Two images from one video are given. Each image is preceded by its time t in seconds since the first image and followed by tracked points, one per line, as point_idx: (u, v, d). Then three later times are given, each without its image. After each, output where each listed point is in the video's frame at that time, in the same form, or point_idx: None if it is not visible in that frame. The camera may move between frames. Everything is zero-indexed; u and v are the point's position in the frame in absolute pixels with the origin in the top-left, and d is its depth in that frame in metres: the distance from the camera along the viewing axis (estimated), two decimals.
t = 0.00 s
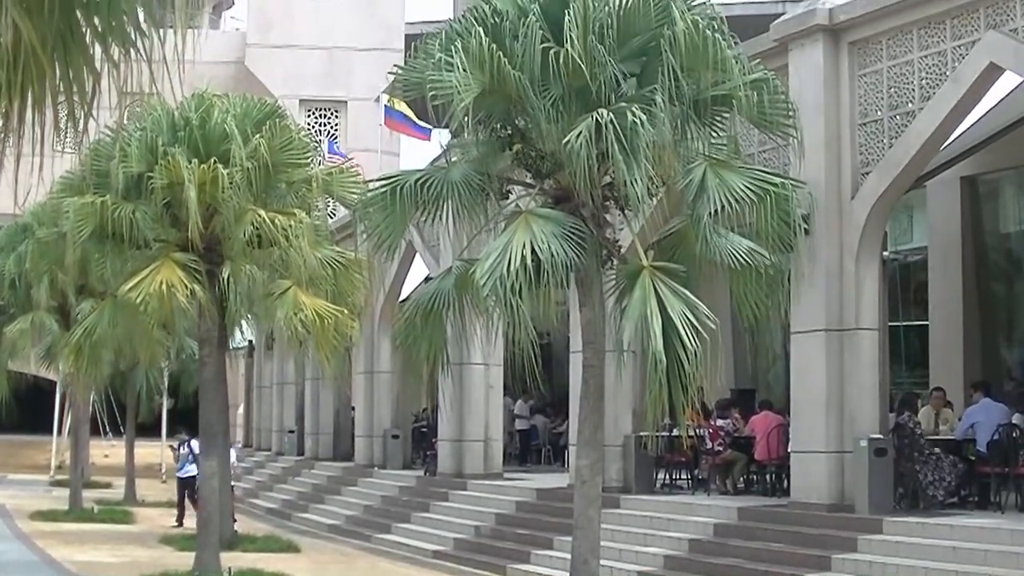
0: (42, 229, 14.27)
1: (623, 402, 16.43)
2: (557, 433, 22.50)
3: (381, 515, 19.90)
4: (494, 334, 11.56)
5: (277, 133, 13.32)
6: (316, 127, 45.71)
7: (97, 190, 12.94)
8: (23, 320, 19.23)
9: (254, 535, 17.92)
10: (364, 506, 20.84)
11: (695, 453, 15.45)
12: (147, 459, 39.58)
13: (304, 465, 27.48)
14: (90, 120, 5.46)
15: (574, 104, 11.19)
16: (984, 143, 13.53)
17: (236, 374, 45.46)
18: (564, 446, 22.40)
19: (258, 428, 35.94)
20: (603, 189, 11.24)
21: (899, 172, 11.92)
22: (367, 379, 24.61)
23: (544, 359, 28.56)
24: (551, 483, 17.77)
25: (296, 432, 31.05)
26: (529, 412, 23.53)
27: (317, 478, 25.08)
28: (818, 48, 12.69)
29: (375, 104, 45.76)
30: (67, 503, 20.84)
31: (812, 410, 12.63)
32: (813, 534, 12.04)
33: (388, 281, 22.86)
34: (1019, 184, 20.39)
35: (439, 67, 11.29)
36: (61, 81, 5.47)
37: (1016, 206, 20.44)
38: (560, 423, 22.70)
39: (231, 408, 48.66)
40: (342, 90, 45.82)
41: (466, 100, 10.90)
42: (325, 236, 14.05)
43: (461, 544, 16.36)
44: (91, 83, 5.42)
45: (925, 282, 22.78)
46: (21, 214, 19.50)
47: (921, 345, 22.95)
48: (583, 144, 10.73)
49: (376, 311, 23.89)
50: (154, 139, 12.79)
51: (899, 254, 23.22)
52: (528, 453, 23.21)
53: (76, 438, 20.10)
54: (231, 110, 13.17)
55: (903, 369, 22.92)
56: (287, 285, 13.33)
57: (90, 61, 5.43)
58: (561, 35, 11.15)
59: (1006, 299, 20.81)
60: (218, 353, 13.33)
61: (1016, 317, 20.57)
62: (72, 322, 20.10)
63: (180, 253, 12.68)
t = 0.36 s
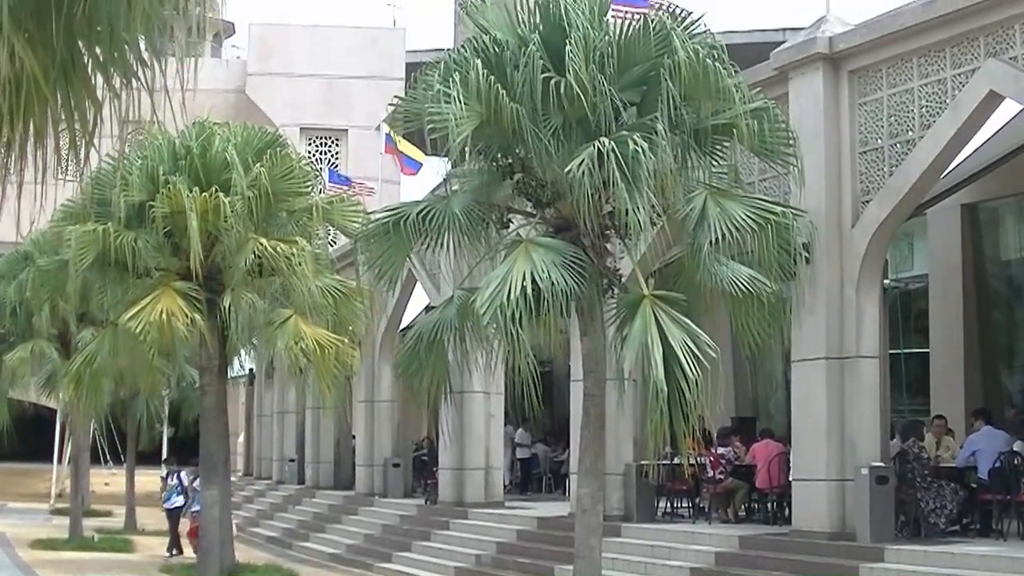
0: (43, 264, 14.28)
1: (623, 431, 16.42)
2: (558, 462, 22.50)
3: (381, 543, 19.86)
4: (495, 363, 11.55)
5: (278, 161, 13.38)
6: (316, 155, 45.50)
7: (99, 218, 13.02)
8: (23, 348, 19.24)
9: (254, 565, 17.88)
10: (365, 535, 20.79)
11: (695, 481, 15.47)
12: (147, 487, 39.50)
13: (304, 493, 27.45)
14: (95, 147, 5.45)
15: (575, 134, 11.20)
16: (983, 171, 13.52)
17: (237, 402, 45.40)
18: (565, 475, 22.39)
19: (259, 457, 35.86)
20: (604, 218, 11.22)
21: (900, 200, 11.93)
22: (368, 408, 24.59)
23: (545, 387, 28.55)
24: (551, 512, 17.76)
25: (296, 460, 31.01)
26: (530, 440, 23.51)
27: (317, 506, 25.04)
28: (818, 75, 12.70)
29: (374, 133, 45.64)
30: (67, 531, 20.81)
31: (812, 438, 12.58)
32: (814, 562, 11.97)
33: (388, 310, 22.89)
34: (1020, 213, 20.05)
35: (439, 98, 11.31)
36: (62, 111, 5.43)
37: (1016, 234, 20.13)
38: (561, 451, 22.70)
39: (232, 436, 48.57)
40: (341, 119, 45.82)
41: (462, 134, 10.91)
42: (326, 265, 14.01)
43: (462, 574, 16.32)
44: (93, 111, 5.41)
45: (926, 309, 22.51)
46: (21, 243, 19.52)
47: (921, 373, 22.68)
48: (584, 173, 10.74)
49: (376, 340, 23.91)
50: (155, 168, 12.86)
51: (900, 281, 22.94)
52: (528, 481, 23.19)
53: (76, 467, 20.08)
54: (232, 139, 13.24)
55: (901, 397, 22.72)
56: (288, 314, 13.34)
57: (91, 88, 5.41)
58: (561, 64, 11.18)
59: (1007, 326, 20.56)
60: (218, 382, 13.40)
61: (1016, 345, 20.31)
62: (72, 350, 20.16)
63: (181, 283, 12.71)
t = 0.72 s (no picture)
0: (45, 302, 14.29)
1: (625, 465, 16.38)
2: (559, 495, 22.49)
3: None
4: (497, 397, 11.55)
5: (279, 195, 13.41)
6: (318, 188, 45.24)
7: (100, 252, 13.06)
8: (23, 381, 19.25)
9: None
10: (365, 569, 20.71)
11: (697, 514, 15.57)
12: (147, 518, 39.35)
13: (304, 526, 27.35)
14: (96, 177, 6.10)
15: (576, 167, 11.19)
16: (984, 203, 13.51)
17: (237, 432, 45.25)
18: (566, 507, 22.35)
19: (259, 489, 35.71)
20: (603, 252, 11.18)
21: (900, 233, 11.91)
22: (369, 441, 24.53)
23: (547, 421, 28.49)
24: (552, 545, 17.71)
25: (296, 493, 30.90)
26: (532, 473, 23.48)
27: (318, 539, 24.95)
28: (819, 108, 12.71)
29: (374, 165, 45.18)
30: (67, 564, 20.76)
31: (813, 470, 12.42)
32: None
33: (388, 343, 22.87)
34: (1022, 245, 18.02)
35: (439, 130, 11.31)
36: (62, 144, 6.09)
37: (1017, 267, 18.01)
38: (562, 484, 22.66)
39: (232, 466, 48.44)
40: (342, 151, 45.55)
41: (461, 164, 10.97)
42: (326, 297, 13.99)
43: None
44: (94, 145, 6.06)
45: (925, 341, 20.87)
46: (22, 275, 19.56)
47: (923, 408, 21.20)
48: (586, 207, 10.72)
49: (377, 373, 23.90)
50: (156, 202, 12.94)
51: (901, 313, 21.11)
52: (530, 514, 23.14)
53: (76, 500, 20.05)
54: (233, 172, 13.30)
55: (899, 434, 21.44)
56: (289, 347, 13.36)
57: (91, 121, 6.05)
58: (562, 97, 11.20)
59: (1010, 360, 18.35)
60: (218, 415, 13.40)
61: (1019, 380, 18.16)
62: (72, 383, 20.16)
63: (182, 315, 12.75)
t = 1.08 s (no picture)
0: (46, 341, 14.33)
1: (625, 503, 16.37)
2: (559, 531, 22.44)
3: None
4: (498, 433, 11.53)
5: (281, 231, 13.48)
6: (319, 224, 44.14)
7: (102, 287, 13.12)
8: (24, 415, 19.26)
9: None
10: None
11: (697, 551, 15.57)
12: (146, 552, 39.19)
13: (304, 563, 27.27)
14: (97, 214, 6.02)
15: (577, 205, 11.19)
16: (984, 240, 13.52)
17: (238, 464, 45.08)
18: (566, 543, 22.29)
19: (259, 525, 35.57)
20: (604, 289, 11.19)
21: (901, 269, 11.92)
22: (369, 477, 24.50)
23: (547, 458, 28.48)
24: None
25: (296, 529, 30.81)
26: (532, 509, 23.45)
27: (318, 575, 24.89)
28: (820, 145, 12.74)
29: (375, 202, 44.15)
30: None
31: (813, 507, 12.41)
32: None
33: (389, 379, 22.88)
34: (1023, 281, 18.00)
35: (441, 168, 11.32)
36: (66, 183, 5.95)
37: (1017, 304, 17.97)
38: (562, 520, 22.61)
39: (231, 500, 48.17)
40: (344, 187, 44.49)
41: (465, 203, 10.91)
42: (326, 334, 14.08)
43: None
44: (96, 181, 5.98)
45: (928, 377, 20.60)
46: (24, 310, 19.63)
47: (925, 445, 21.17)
48: (587, 244, 10.73)
49: (377, 409, 23.89)
50: (158, 237, 12.93)
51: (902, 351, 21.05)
52: (530, 550, 23.09)
53: (76, 535, 20.03)
54: (235, 208, 13.35)
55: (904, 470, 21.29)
56: (290, 383, 13.40)
57: (94, 157, 5.96)
58: (564, 134, 11.22)
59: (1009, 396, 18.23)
60: (218, 452, 13.39)
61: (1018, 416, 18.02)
62: (73, 418, 20.15)
63: (183, 350, 12.78)
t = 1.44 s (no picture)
0: (47, 382, 14.36)
1: (626, 545, 16.34)
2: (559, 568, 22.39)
3: None
4: (498, 473, 11.51)
5: (281, 270, 13.64)
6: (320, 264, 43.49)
7: (103, 325, 13.26)
8: (24, 453, 19.28)
9: None
10: None
11: None
12: None
13: None
14: (97, 253, 6.22)
15: (578, 245, 11.18)
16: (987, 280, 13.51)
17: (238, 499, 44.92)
18: None
19: (259, 561, 35.43)
20: (604, 329, 11.21)
21: (902, 308, 11.92)
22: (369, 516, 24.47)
23: (548, 497, 28.43)
24: None
25: (296, 567, 30.70)
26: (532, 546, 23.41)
27: None
28: (821, 184, 12.76)
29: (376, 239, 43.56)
30: None
31: (815, 546, 12.38)
32: None
33: (389, 419, 22.89)
34: None
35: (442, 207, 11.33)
36: (68, 221, 6.10)
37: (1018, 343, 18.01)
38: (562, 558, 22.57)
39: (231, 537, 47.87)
40: (347, 224, 43.68)
41: (467, 242, 10.89)
42: (327, 373, 14.12)
43: None
44: (98, 224, 6.15)
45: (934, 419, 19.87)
46: (25, 348, 19.71)
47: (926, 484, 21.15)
48: (586, 284, 10.73)
49: (377, 449, 23.90)
50: (158, 274, 13.14)
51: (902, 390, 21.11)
52: None
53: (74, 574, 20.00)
54: (236, 247, 13.53)
55: (904, 508, 21.23)
56: (289, 423, 13.43)
57: (96, 197, 6.13)
58: (564, 174, 11.23)
59: (1011, 436, 18.16)
60: (218, 490, 13.37)
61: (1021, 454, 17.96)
62: (73, 456, 20.17)
63: (183, 389, 12.86)
